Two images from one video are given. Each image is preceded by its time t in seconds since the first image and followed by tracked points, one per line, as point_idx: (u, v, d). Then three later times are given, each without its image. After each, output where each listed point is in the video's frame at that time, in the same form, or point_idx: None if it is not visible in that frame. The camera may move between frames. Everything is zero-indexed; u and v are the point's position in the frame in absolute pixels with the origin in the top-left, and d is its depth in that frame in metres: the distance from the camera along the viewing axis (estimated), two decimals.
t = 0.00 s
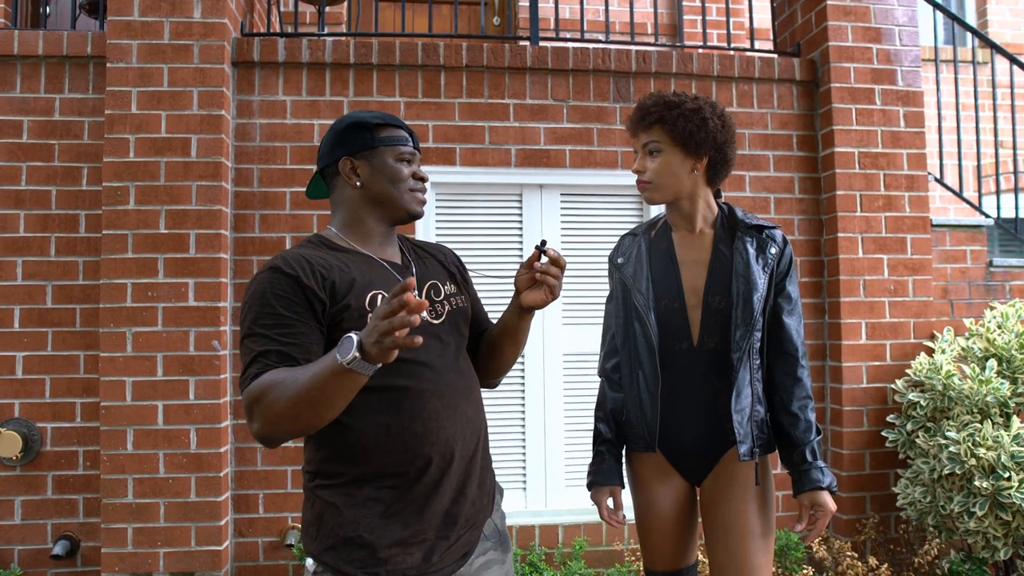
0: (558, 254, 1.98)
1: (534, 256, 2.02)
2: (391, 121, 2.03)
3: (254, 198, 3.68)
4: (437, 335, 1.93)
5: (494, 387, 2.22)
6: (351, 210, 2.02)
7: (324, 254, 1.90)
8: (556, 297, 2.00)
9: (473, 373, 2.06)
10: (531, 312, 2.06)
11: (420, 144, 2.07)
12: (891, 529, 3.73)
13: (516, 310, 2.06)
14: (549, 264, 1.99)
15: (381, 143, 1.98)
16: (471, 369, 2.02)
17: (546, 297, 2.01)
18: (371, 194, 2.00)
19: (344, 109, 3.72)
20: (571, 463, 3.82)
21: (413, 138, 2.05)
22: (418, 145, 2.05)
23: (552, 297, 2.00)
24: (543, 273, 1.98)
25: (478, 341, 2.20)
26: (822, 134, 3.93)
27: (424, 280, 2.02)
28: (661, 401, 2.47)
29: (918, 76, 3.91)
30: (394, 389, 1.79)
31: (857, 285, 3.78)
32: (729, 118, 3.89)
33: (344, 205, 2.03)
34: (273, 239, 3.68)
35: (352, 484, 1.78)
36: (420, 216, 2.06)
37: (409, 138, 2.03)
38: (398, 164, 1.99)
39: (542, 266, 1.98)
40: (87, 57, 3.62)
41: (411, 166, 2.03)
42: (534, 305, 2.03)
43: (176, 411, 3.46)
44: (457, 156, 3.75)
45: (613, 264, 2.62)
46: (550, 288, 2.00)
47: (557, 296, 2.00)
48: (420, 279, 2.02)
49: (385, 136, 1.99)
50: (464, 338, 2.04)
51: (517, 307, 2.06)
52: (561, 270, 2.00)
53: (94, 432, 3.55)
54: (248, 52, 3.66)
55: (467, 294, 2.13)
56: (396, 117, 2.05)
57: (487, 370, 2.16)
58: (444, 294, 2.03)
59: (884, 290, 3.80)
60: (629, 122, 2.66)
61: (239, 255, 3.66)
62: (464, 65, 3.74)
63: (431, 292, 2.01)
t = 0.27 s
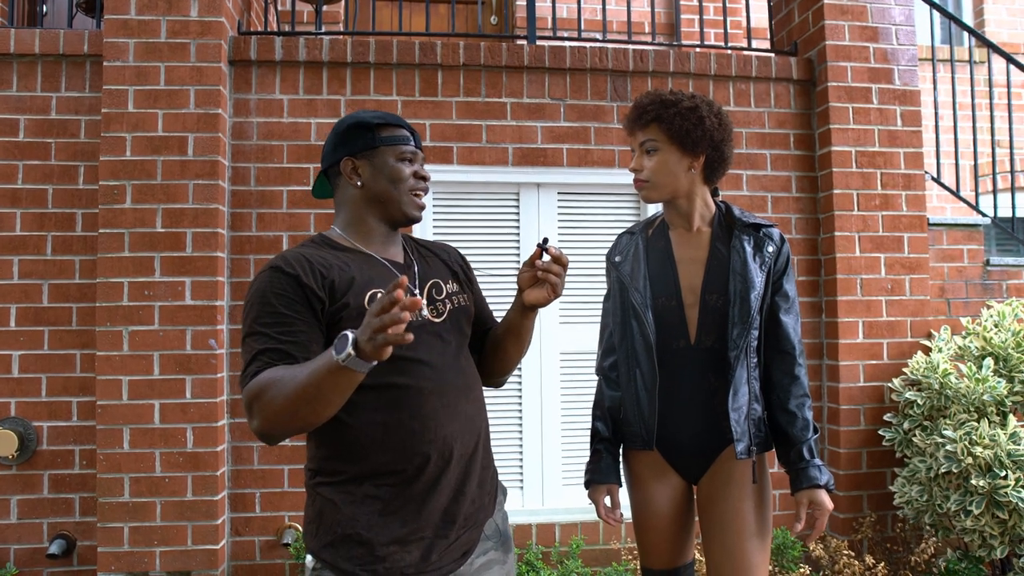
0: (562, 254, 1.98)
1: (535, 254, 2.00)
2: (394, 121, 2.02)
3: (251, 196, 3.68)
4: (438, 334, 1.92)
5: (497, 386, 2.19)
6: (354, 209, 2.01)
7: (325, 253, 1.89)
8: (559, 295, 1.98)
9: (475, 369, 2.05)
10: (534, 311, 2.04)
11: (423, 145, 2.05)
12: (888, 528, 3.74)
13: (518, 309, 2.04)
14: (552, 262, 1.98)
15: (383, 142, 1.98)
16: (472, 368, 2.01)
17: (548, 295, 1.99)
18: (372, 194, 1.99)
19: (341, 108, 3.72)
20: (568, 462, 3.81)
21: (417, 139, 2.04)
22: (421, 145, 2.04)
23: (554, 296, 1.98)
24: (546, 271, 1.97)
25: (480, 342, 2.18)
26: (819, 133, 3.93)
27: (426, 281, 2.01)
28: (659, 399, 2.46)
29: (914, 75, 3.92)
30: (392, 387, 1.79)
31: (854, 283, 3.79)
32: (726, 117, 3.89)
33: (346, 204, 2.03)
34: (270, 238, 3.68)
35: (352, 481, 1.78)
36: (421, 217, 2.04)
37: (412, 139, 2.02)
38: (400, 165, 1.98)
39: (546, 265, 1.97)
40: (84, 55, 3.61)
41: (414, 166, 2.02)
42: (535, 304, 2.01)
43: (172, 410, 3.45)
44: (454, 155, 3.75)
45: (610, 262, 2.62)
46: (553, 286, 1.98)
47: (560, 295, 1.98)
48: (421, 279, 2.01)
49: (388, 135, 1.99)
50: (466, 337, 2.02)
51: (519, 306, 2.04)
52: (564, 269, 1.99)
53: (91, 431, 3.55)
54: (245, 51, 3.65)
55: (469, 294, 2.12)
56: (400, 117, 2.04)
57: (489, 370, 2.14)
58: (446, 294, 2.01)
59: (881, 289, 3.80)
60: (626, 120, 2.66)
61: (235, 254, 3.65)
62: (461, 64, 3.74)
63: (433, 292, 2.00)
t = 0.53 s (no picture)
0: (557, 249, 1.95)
1: (529, 250, 1.98)
2: (383, 119, 2.01)
3: (247, 195, 3.67)
4: (428, 331, 1.91)
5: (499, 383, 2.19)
6: (344, 208, 2.03)
7: (316, 251, 1.90)
8: (554, 291, 1.97)
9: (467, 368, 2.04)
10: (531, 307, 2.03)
11: (414, 143, 2.04)
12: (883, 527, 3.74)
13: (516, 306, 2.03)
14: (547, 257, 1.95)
15: (370, 141, 1.98)
16: (464, 365, 2.00)
17: (544, 291, 1.97)
18: (361, 193, 2.00)
19: (337, 106, 3.72)
20: (564, 461, 3.81)
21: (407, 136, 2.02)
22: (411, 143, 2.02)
23: (550, 291, 1.97)
24: (540, 267, 1.95)
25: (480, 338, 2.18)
26: (815, 132, 3.93)
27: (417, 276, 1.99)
28: (653, 398, 2.46)
29: (910, 74, 3.92)
30: (376, 383, 1.79)
31: (850, 283, 3.79)
32: (722, 116, 3.89)
33: (338, 203, 2.04)
34: (265, 236, 3.67)
35: (338, 477, 1.79)
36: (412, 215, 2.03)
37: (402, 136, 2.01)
38: (387, 163, 1.97)
39: (540, 261, 1.95)
40: (79, 53, 3.61)
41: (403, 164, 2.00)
42: (531, 300, 1.99)
43: (167, 408, 3.45)
44: (450, 154, 3.74)
45: (605, 260, 2.61)
46: (548, 283, 1.96)
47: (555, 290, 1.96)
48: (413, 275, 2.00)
49: (375, 133, 1.98)
50: (457, 334, 2.01)
51: (516, 303, 2.03)
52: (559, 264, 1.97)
53: (85, 430, 3.54)
54: (240, 49, 3.65)
55: (463, 290, 2.09)
56: (390, 114, 2.03)
57: (489, 367, 2.14)
58: (437, 290, 2.00)
59: (877, 288, 3.81)
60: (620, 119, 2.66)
61: (231, 253, 3.64)
62: (457, 63, 3.74)
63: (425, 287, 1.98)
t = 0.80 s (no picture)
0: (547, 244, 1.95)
1: (520, 247, 1.96)
2: (374, 118, 2.01)
3: (244, 195, 3.67)
4: (416, 331, 1.92)
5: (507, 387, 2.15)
6: (340, 209, 2.06)
7: (308, 250, 1.95)
8: (547, 289, 1.95)
9: (463, 372, 2.02)
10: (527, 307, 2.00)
11: (409, 142, 2.03)
12: (880, 527, 3.75)
13: (512, 308, 2.00)
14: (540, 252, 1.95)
15: (359, 141, 1.99)
16: (457, 367, 1.98)
17: (537, 289, 1.95)
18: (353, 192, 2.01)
19: (334, 106, 3.72)
20: (561, 461, 3.82)
21: (401, 135, 2.01)
22: (404, 141, 2.02)
23: (543, 289, 1.95)
24: (531, 263, 1.94)
25: (483, 341, 2.14)
26: (811, 133, 3.94)
27: (410, 276, 2.00)
28: (648, 398, 2.47)
29: (907, 75, 3.93)
30: (355, 384, 1.81)
31: (847, 283, 3.79)
32: (719, 116, 3.89)
33: (334, 205, 2.07)
34: (262, 236, 3.67)
35: (323, 478, 1.83)
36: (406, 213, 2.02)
37: (395, 135, 2.00)
38: (377, 161, 1.98)
39: (527, 255, 1.95)
40: (75, 53, 3.60)
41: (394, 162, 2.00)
42: (525, 299, 1.97)
43: (164, 409, 3.44)
44: (447, 154, 3.74)
45: (602, 261, 2.62)
46: (541, 278, 1.95)
47: (548, 288, 1.95)
48: (406, 275, 2.00)
49: (363, 133, 2.00)
50: (448, 335, 1.99)
51: (511, 303, 2.00)
52: (551, 260, 1.96)
53: (82, 431, 3.53)
54: (237, 49, 3.64)
55: (461, 291, 2.08)
56: (383, 113, 2.03)
57: (493, 370, 2.11)
58: (429, 289, 2.00)
59: (873, 289, 3.82)
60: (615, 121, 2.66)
61: (228, 253, 3.64)
62: (455, 63, 3.74)
63: (416, 287, 1.99)
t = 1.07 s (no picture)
0: (533, 244, 1.93)
1: (507, 247, 1.98)
2: (372, 120, 2.01)
3: (241, 196, 3.67)
4: (404, 334, 1.92)
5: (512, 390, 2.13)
6: (340, 211, 2.07)
7: (300, 252, 1.96)
8: (532, 291, 1.95)
9: (458, 375, 2.00)
10: (517, 310, 2.00)
11: (408, 144, 2.03)
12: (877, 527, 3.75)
13: (504, 310, 2.01)
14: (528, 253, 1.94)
15: (357, 143, 1.99)
16: (448, 370, 1.97)
17: (522, 291, 1.96)
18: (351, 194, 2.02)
19: (331, 107, 3.71)
20: (558, 461, 3.82)
21: (399, 137, 2.01)
22: (403, 143, 2.01)
23: (528, 292, 1.95)
24: (514, 264, 1.94)
25: (485, 345, 2.11)
26: (809, 134, 3.94)
27: (401, 279, 2.00)
28: (643, 399, 2.48)
29: (904, 76, 3.94)
30: (338, 387, 1.83)
31: (844, 284, 3.80)
32: (717, 117, 3.90)
33: (334, 207, 2.09)
34: (259, 237, 3.67)
35: (310, 478, 1.86)
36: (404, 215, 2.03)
37: (393, 137, 2.00)
38: (374, 164, 1.98)
39: (511, 257, 1.95)
40: (72, 54, 3.59)
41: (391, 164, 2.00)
42: (513, 301, 1.98)
43: (161, 410, 3.44)
44: (445, 155, 3.74)
45: (599, 262, 2.63)
46: (526, 280, 1.94)
47: (533, 291, 1.95)
48: (398, 277, 2.00)
49: (361, 135, 2.01)
50: (439, 338, 1.98)
51: (503, 306, 2.00)
52: (537, 260, 1.95)
53: (79, 432, 3.53)
54: (234, 50, 3.64)
55: (456, 292, 2.06)
56: (382, 115, 2.03)
57: (493, 373, 2.09)
58: (421, 291, 2.00)
59: (870, 289, 3.82)
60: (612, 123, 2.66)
61: (225, 254, 3.64)
62: (452, 64, 3.74)
63: (408, 290, 1.98)
